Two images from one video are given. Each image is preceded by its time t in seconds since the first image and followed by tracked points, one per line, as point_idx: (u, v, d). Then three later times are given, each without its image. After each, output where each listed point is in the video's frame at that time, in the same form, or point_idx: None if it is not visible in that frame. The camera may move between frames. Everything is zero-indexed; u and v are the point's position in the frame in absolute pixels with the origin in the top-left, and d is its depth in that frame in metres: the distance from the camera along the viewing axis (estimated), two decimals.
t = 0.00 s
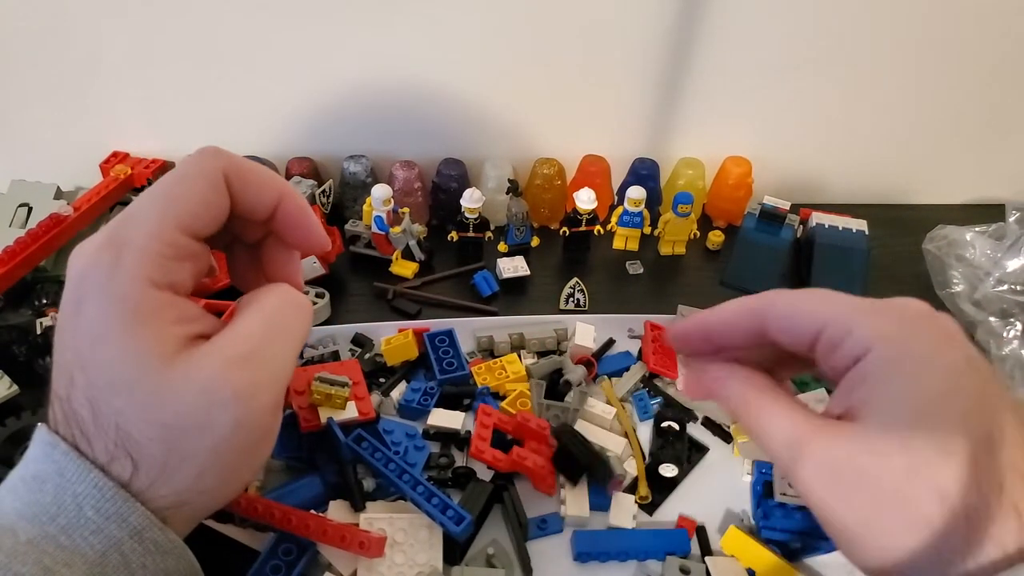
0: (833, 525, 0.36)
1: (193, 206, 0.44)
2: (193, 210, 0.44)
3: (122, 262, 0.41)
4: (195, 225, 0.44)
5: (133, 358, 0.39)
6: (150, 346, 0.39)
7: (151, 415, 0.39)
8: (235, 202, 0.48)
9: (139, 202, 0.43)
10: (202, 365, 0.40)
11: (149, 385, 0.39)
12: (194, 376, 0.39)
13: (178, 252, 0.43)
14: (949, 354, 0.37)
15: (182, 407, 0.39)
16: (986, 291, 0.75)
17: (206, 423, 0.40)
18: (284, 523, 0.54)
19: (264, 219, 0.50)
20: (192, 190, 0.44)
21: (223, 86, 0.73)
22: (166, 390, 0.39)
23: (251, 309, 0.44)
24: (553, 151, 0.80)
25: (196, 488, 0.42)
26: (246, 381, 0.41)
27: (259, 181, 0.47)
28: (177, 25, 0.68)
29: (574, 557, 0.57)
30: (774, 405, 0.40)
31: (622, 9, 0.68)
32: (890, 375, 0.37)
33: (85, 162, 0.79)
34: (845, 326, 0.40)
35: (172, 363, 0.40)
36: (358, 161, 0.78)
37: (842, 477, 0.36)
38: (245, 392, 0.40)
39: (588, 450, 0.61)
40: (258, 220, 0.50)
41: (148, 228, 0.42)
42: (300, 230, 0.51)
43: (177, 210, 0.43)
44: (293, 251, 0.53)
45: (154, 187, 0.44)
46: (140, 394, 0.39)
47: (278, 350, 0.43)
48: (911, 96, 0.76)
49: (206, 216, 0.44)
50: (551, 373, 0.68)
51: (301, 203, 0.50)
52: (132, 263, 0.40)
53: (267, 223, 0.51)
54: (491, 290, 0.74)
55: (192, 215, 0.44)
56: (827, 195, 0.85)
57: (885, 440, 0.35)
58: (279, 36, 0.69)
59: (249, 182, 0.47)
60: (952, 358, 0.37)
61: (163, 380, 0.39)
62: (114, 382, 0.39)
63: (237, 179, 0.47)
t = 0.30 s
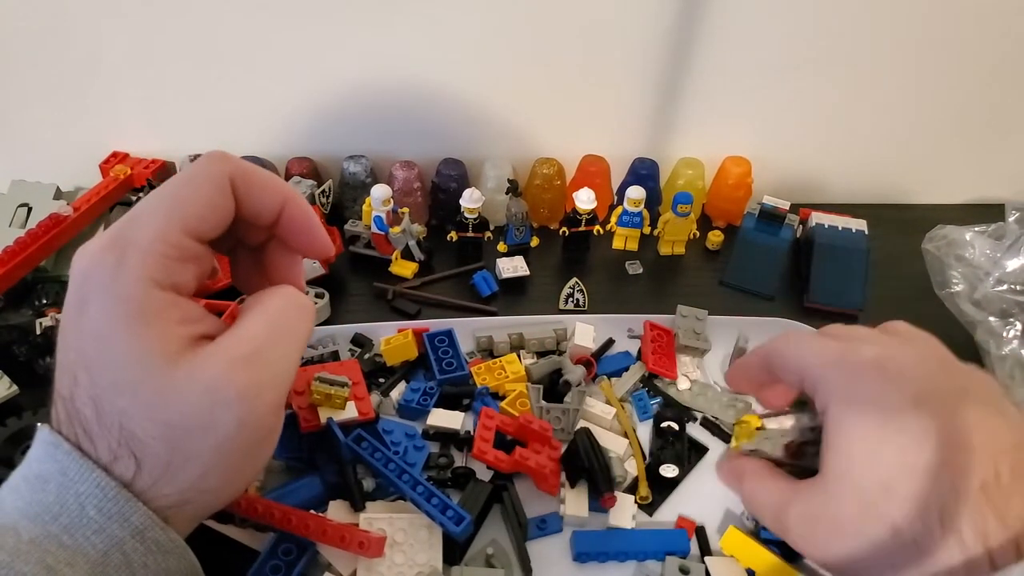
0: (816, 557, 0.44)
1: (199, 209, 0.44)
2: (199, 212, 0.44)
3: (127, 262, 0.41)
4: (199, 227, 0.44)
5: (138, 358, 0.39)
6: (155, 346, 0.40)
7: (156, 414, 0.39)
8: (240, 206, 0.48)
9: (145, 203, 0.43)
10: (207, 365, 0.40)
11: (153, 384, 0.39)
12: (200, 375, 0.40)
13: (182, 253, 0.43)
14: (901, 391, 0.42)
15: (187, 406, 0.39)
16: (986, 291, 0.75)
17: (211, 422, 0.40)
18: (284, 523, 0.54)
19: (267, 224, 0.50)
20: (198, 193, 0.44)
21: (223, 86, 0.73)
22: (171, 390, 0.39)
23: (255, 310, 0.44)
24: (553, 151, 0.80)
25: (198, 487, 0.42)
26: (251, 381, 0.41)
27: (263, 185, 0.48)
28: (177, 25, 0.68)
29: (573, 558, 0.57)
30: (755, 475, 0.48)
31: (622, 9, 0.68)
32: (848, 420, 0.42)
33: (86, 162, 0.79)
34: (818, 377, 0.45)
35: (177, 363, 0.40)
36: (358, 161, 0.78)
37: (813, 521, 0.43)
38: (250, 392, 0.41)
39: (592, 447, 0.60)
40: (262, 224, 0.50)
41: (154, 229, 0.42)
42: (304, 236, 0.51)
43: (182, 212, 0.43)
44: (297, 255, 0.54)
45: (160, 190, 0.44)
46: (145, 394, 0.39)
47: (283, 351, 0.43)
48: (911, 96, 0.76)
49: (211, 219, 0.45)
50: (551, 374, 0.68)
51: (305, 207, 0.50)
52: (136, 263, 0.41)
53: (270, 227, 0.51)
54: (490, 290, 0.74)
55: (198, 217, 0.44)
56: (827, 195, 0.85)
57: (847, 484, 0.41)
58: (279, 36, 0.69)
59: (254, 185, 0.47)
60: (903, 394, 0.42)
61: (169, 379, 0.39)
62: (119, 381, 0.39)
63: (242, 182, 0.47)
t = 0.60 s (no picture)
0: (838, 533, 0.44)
1: (202, 211, 0.44)
2: (205, 214, 0.44)
3: (130, 264, 0.41)
4: (203, 229, 0.44)
5: (142, 359, 0.39)
6: (158, 347, 0.40)
7: (159, 414, 0.39)
8: (245, 210, 0.48)
9: (148, 205, 0.43)
10: (211, 366, 0.40)
11: (157, 385, 0.39)
12: (204, 376, 0.40)
13: (185, 256, 0.43)
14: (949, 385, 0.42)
15: (191, 408, 0.39)
16: (986, 291, 0.76)
17: (215, 422, 0.40)
18: (284, 523, 0.54)
19: (272, 228, 0.50)
20: (204, 195, 0.44)
21: (223, 87, 0.73)
22: (174, 391, 0.39)
23: (258, 312, 0.44)
24: (553, 151, 0.80)
25: (201, 486, 0.42)
26: (256, 382, 0.41)
27: (269, 188, 0.47)
28: (177, 25, 0.68)
29: (574, 558, 0.57)
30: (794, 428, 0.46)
31: (623, 9, 0.68)
32: (900, 403, 0.42)
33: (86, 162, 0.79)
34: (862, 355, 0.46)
35: (180, 363, 0.40)
36: (358, 161, 0.78)
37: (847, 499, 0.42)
38: (254, 394, 0.41)
39: (593, 447, 0.60)
40: (266, 228, 0.50)
41: (157, 230, 0.42)
42: (309, 240, 0.51)
43: (188, 214, 0.43)
44: (301, 260, 0.53)
45: (164, 192, 0.44)
46: (148, 395, 0.39)
47: (288, 351, 0.43)
48: (911, 96, 0.76)
49: (216, 222, 0.45)
50: (551, 374, 0.68)
51: (309, 211, 0.50)
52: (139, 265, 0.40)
53: (274, 231, 0.51)
54: (490, 290, 0.74)
55: (202, 219, 0.44)
56: (827, 195, 0.85)
57: (896, 460, 0.41)
58: (279, 36, 0.69)
59: (260, 189, 0.47)
60: (955, 386, 0.42)
61: (173, 380, 0.39)
62: (121, 382, 0.39)
63: (248, 186, 0.47)
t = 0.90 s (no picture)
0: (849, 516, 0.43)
1: (208, 213, 0.44)
2: (210, 215, 0.44)
3: (134, 266, 0.41)
4: (208, 232, 0.44)
5: (146, 360, 0.39)
6: (163, 348, 0.40)
7: (163, 415, 0.39)
8: (252, 214, 0.48)
9: (154, 207, 0.44)
10: (215, 367, 0.40)
11: (161, 385, 0.39)
12: (209, 377, 0.40)
13: (190, 258, 0.43)
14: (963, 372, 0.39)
15: (195, 408, 0.39)
16: (986, 291, 0.75)
17: (220, 423, 0.40)
18: (284, 523, 0.54)
19: (278, 232, 0.50)
20: (209, 198, 0.44)
21: (223, 87, 0.73)
22: (179, 392, 0.39)
23: (263, 312, 0.44)
24: (553, 151, 0.80)
25: (205, 487, 0.42)
26: (261, 383, 0.41)
27: (275, 193, 0.48)
28: (177, 24, 0.68)
29: (573, 558, 0.57)
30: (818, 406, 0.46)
31: (622, 10, 0.68)
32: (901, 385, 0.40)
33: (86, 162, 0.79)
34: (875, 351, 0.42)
35: (185, 364, 0.40)
36: (358, 161, 0.78)
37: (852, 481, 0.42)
38: (259, 394, 0.41)
39: (593, 446, 0.60)
40: (271, 233, 0.50)
41: (162, 232, 0.42)
42: (313, 245, 0.51)
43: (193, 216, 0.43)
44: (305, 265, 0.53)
45: (171, 194, 0.44)
46: (153, 395, 0.39)
47: (292, 353, 0.43)
48: (911, 96, 0.76)
49: (222, 224, 0.45)
50: (551, 374, 0.68)
51: (314, 216, 0.50)
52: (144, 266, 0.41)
53: (278, 236, 0.51)
54: (491, 290, 0.74)
55: (208, 221, 0.44)
56: (827, 195, 0.85)
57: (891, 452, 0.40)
58: (279, 36, 0.69)
59: (265, 194, 0.47)
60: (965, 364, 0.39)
61: (178, 381, 0.39)
62: (126, 383, 0.39)
63: (254, 190, 0.47)
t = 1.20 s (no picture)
0: (801, 551, 0.45)
1: (179, 202, 0.44)
2: (181, 204, 0.44)
3: (110, 255, 0.41)
4: (181, 220, 0.44)
5: (123, 349, 0.39)
6: (140, 336, 0.40)
7: (146, 402, 0.39)
8: (224, 203, 0.48)
9: (128, 199, 0.44)
10: (193, 353, 0.40)
11: (139, 373, 0.39)
12: (190, 361, 0.40)
13: (165, 246, 0.43)
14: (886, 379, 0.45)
15: (178, 393, 0.39)
16: (986, 291, 0.75)
17: (204, 407, 0.40)
18: (284, 523, 0.54)
19: (254, 221, 0.50)
20: (180, 186, 0.44)
21: (224, 87, 0.73)
22: (160, 377, 0.39)
23: (241, 297, 0.44)
24: (553, 151, 0.80)
25: (196, 477, 0.42)
26: (243, 365, 0.41)
27: (249, 180, 0.48)
28: (177, 24, 0.68)
29: (574, 558, 0.57)
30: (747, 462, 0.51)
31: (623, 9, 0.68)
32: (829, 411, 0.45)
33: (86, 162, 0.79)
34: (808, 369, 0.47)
35: (162, 351, 0.40)
36: (358, 161, 0.78)
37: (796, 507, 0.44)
38: (242, 376, 0.41)
39: (594, 446, 0.60)
40: (248, 221, 0.50)
41: (137, 222, 0.42)
42: (293, 231, 0.51)
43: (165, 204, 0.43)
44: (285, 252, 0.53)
45: (142, 186, 0.44)
46: (132, 384, 0.39)
47: (272, 336, 0.43)
48: (911, 95, 0.76)
49: (194, 212, 0.45)
50: (550, 374, 0.68)
51: (290, 200, 0.50)
52: (120, 254, 0.41)
53: (258, 224, 0.51)
54: (490, 290, 0.74)
55: (180, 209, 0.44)
56: (827, 195, 0.85)
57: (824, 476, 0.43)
58: (279, 36, 0.69)
59: (239, 180, 0.47)
60: (886, 384, 0.44)
61: (159, 366, 0.39)
62: (108, 371, 0.39)
63: (227, 178, 0.47)
